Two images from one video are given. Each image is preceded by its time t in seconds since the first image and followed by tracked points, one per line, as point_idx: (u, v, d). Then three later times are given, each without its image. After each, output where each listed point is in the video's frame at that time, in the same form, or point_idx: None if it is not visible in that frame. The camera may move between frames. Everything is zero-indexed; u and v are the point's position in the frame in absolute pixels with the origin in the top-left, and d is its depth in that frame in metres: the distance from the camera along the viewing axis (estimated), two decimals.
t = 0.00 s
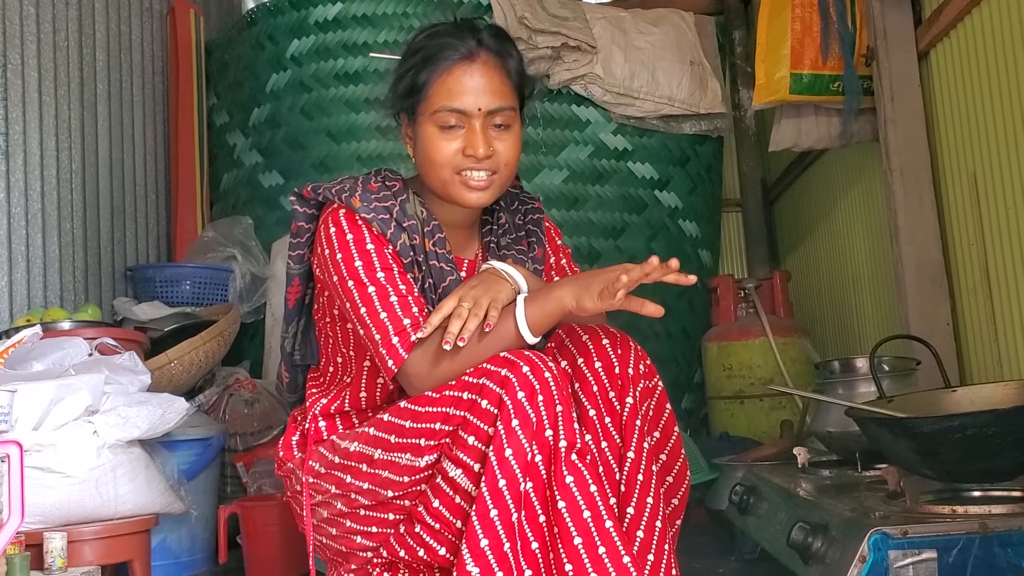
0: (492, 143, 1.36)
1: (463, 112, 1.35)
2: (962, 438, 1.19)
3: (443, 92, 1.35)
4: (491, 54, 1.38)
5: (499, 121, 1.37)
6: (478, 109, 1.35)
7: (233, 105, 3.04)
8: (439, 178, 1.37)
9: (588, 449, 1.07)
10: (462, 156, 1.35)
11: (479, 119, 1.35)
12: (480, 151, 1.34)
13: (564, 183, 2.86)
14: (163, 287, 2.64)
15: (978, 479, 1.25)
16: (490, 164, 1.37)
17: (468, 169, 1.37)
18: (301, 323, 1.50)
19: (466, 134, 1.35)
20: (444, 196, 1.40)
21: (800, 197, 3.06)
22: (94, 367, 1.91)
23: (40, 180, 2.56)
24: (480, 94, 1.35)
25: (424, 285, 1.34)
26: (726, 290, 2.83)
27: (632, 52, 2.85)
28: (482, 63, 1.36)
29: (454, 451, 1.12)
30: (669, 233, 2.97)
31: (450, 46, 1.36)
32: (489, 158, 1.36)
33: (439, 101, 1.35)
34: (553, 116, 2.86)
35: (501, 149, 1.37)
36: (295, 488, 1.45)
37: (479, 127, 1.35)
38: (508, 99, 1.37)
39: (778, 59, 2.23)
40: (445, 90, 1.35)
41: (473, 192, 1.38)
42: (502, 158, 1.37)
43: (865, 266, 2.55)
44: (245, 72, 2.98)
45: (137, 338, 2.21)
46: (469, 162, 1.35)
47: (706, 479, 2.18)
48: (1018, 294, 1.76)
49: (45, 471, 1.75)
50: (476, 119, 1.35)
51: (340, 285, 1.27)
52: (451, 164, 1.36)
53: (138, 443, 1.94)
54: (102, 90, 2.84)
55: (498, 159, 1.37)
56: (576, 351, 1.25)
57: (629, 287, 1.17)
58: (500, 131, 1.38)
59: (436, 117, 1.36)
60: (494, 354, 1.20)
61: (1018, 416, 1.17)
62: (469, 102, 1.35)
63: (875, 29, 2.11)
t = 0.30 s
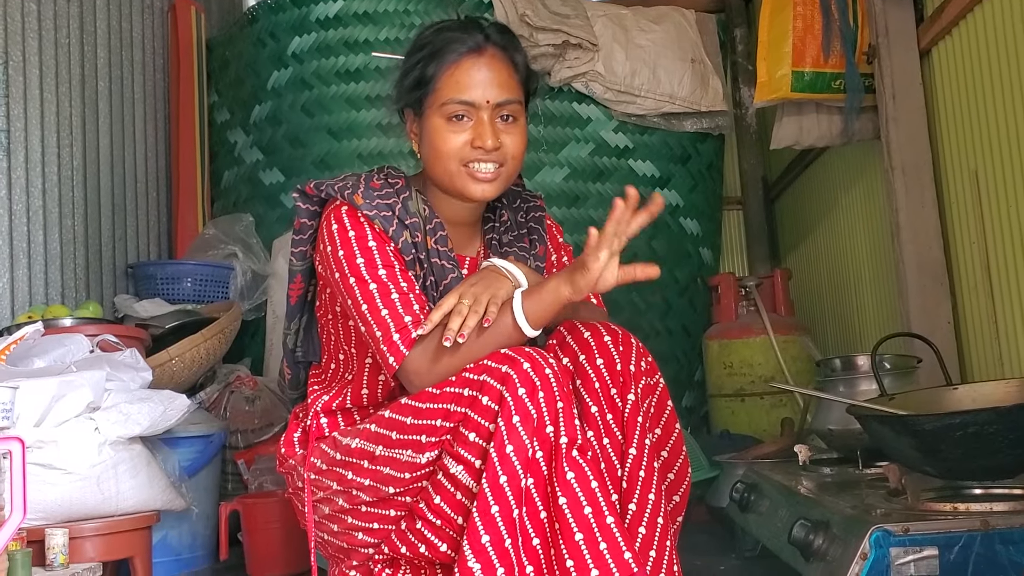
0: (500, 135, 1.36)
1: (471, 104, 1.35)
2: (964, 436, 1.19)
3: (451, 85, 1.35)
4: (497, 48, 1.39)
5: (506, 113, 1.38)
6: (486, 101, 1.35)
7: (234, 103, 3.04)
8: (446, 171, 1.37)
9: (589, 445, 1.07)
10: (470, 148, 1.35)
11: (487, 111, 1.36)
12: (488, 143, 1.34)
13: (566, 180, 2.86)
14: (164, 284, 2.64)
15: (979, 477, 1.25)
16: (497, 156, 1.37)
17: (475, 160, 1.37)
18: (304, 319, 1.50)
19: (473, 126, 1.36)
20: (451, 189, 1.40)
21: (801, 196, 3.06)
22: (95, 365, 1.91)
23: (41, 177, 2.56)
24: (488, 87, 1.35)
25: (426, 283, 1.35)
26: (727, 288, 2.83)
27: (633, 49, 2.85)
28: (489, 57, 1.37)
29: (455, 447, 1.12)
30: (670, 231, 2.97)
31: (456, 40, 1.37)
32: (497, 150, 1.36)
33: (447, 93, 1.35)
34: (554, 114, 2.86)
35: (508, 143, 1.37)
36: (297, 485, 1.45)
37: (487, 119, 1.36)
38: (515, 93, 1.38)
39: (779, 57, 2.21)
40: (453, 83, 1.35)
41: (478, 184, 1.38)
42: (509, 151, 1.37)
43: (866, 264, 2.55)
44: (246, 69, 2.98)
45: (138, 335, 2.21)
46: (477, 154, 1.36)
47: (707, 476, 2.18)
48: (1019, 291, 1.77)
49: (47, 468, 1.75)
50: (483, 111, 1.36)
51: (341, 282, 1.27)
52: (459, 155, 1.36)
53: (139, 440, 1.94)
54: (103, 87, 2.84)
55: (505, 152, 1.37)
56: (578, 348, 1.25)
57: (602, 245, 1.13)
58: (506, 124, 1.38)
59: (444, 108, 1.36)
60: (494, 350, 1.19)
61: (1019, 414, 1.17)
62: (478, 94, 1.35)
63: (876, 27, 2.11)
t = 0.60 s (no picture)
0: (503, 132, 1.36)
1: (476, 99, 1.36)
2: (965, 436, 1.19)
3: (457, 79, 1.36)
4: (502, 47, 1.39)
5: (510, 110, 1.38)
6: (490, 97, 1.36)
7: (236, 101, 3.04)
8: (450, 167, 1.37)
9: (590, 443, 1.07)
10: (475, 144, 1.35)
11: (491, 107, 1.36)
12: (492, 138, 1.34)
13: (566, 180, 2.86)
14: (165, 282, 2.64)
15: (981, 478, 1.25)
16: (500, 153, 1.37)
17: (479, 156, 1.37)
18: (305, 319, 1.50)
19: (479, 122, 1.36)
20: (454, 186, 1.40)
21: (802, 196, 3.06)
22: (97, 363, 1.91)
23: (43, 175, 2.57)
24: (493, 84, 1.35)
25: (425, 284, 1.35)
26: (728, 288, 2.82)
27: (635, 49, 2.85)
28: (494, 54, 1.38)
29: (454, 447, 1.12)
30: (671, 231, 2.97)
31: (463, 36, 1.38)
32: (500, 147, 1.36)
33: (452, 88, 1.36)
34: (556, 114, 2.86)
35: (512, 141, 1.37)
36: (298, 484, 1.45)
37: (491, 115, 1.36)
38: (519, 90, 1.38)
39: (782, 57, 2.21)
40: (458, 78, 1.36)
41: (482, 180, 1.38)
42: (512, 149, 1.37)
43: (867, 265, 2.55)
44: (249, 68, 2.98)
45: (140, 333, 2.21)
46: (482, 150, 1.36)
47: (708, 476, 2.18)
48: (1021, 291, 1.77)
49: (49, 466, 1.75)
50: (489, 106, 1.36)
51: (340, 282, 1.27)
52: (463, 152, 1.36)
53: (141, 438, 1.94)
54: (105, 86, 2.84)
55: (510, 149, 1.37)
56: (580, 347, 1.25)
57: (566, 213, 1.18)
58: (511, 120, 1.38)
59: (449, 103, 1.36)
60: (488, 345, 1.20)
61: (1021, 414, 1.17)
62: (482, 90, 1.35)
63: (878, 27, 2.11)
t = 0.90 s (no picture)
0: (499, 133, 1.35)
1: (472, 99, 1.35)
2: (963, 437, 1.19)
3: (454, 79, 1.36)
4: (501, 48, 1.39)
5: (507, 110, 1.38)
6: (487, 98, 1.35)
7: (235, 100, 3.04)
8: (445, 168, 1.37)
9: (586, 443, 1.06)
10: (470, 145, 1.35)
11: (488, 107, 1.36)
12: (487, 140, 1.34)
13: (565, 180, 2.86)
14: (164, 282, 2.64)
15: (979, 479, 1.25)
16: (496, 154, 1.36)
17: (475, 158, 1.36)
18: (303, 319, 1.50)
19: (474, 123, 1.35)
20: (450, 187, 1.40)
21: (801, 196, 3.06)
22: (95, 362, 1.91)
23: (41, 174, 2.56)
24: (490, 84, 1.35)
25: (422, 283, 1.35)
26: (727, 288, 2.83)
27: (635, 49, 2.85)
28: (492, 54, 1.38)
29: (450, 447, 1.12)
30: (670, 231, 2.97)
31: (462, 36, 1.38)
32: (496, 148, 1.36)
33: (449, 87, 1.36)
34: (555, 113, 2.86)
35: (508, 141, 1.37)
36: (295, 483, 1.45)
37: (487, 116, 1.35)
38: (517, 90, 1.38)
39: (781, 57, 2.21)
40: (456, 78, 1.36)
41: (476, 182, 1.38)
42: (507, 150, 1.37)
43: (866, 266, 2.55)
44: (248, 67, 2.98)
45: (138, 332, 2.21)
46: (477, 152, 1.35)
47: (705, 476, 2.20)
48: (1018, 291, 1.77)
49: (46, 465, 1.75)
50: (484, 106, 1.36)
51: (337, 281, 1.27)
52: (458, 153, 1.36)
53: (138, 438, 1.94)
54: (104, 84, 2.83)
55: (505, 150, 1.37)
56: (577, 347, 1.25)
57: (573, 221, 1.15)
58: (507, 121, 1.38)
59: (446, 103, 1.36)
60: (486, 344, 1.20)
61: (1019, 415, 1.17)
62: (479, 90, 1.35)
63: (877, 28, 2.11)
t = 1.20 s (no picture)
0: (501, 131, 1.36)
1: (472, 99, 1.36)
2: (962, 442, 1.19)
3: (451, 81, 1.36)
4: (499, 50, 1.40)
5: (507, 109, 1.38)
6: (485, 96, 1.36)
7: (237, 102, 3.04)
8: (448, 169, 1.37)
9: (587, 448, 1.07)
10: (473, 144, 1.36)
11: (487, 106, 1.36)
12: (489, 137, 1.35)
13: (566, 182, 2.86)
14: (165, 283, 2.64)
15: (978, 484, 1.25)
16: (498, 152, 1.37)
17: (477, 156, 1.37)
18: (305, 322, 1.50)
19: (474, 122, 1.36)
20: (454, 188, 1.40)
21: (801, 199, 3.06)
22: (96, 363, 1.91)
23: (43, 175, 2.57)
24: (488, 84, 1.36)
25: (426, 287, 1.35)
26: (728, 290, 2.83)
27: (636, 51, 2.86)
28: (488, 54, 1.38)
29: (452, 451, 1.12)
30: (670, 233, 2.97)
31: (458, 38, 1.38)
32: (498, 145, 1.36)
33: (447, 89, 1.36)
34: (556, 116, 2.86)
35: (510, 139, 1.37)
36: (296, 486, 1.45)
37: (487, 114, 1.36)
38: (515, 89, 1.39)
39: (782, 61, 2.21)
40: (453, 79, 1.36)
41: (481, 181, 1.38)
42: (510, 147, 1.37)
43: (866, 269, 2.56)
44: (250, 68, 2.99)
45: (139, 334, 2.21)
46: (481, 150, 1.36)
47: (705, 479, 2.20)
48: (1018, 295, 1.77)
49: (47, 466, 1.75)
50: (484, 105, 1.36)
51: (340, 285, 1.28)
52: (461, 153, 1.36)
53: (140, 439, 1.94)
54: (106, 85, 2.84)
55: (508, 148, 1.37)
56: (579, 352, 1.25)
57: (589, 244, 1.14)
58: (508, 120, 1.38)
59: (445, 105, 1.37)
60: (488, 350, 1.20)
61: (1019, 421, 1.17)
62: (477, 90, 1.36)
63: (878, 32, 2.12)
